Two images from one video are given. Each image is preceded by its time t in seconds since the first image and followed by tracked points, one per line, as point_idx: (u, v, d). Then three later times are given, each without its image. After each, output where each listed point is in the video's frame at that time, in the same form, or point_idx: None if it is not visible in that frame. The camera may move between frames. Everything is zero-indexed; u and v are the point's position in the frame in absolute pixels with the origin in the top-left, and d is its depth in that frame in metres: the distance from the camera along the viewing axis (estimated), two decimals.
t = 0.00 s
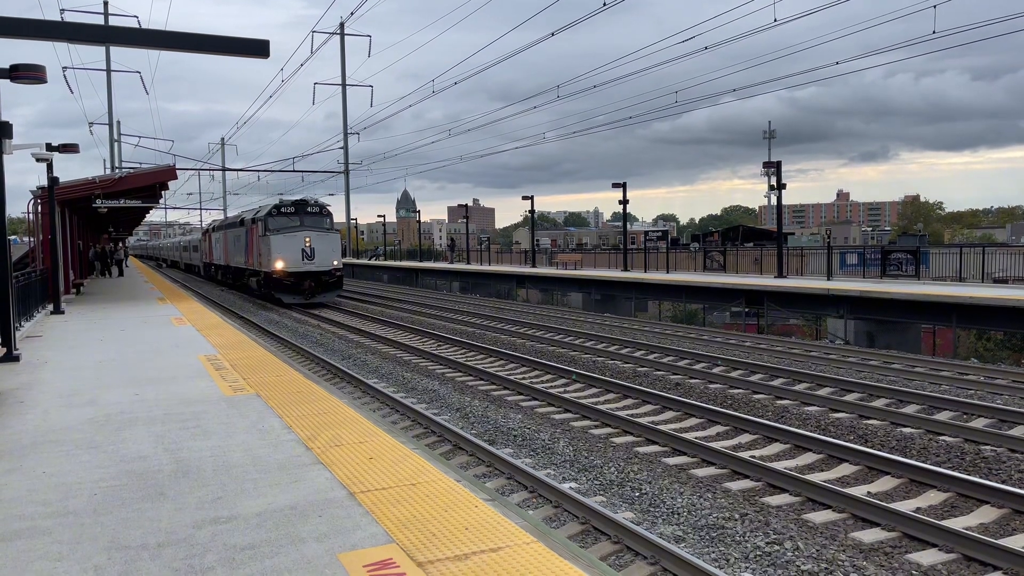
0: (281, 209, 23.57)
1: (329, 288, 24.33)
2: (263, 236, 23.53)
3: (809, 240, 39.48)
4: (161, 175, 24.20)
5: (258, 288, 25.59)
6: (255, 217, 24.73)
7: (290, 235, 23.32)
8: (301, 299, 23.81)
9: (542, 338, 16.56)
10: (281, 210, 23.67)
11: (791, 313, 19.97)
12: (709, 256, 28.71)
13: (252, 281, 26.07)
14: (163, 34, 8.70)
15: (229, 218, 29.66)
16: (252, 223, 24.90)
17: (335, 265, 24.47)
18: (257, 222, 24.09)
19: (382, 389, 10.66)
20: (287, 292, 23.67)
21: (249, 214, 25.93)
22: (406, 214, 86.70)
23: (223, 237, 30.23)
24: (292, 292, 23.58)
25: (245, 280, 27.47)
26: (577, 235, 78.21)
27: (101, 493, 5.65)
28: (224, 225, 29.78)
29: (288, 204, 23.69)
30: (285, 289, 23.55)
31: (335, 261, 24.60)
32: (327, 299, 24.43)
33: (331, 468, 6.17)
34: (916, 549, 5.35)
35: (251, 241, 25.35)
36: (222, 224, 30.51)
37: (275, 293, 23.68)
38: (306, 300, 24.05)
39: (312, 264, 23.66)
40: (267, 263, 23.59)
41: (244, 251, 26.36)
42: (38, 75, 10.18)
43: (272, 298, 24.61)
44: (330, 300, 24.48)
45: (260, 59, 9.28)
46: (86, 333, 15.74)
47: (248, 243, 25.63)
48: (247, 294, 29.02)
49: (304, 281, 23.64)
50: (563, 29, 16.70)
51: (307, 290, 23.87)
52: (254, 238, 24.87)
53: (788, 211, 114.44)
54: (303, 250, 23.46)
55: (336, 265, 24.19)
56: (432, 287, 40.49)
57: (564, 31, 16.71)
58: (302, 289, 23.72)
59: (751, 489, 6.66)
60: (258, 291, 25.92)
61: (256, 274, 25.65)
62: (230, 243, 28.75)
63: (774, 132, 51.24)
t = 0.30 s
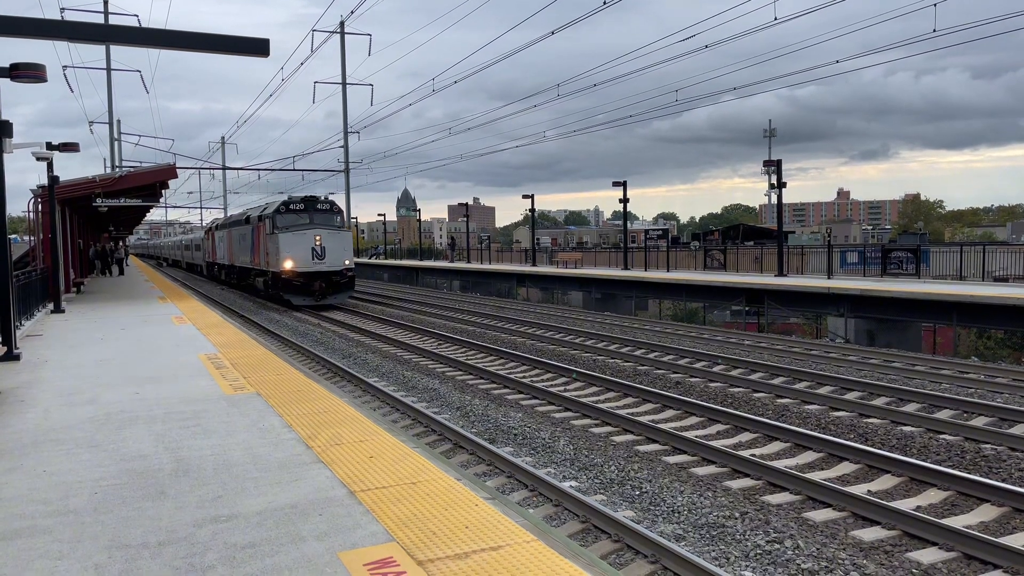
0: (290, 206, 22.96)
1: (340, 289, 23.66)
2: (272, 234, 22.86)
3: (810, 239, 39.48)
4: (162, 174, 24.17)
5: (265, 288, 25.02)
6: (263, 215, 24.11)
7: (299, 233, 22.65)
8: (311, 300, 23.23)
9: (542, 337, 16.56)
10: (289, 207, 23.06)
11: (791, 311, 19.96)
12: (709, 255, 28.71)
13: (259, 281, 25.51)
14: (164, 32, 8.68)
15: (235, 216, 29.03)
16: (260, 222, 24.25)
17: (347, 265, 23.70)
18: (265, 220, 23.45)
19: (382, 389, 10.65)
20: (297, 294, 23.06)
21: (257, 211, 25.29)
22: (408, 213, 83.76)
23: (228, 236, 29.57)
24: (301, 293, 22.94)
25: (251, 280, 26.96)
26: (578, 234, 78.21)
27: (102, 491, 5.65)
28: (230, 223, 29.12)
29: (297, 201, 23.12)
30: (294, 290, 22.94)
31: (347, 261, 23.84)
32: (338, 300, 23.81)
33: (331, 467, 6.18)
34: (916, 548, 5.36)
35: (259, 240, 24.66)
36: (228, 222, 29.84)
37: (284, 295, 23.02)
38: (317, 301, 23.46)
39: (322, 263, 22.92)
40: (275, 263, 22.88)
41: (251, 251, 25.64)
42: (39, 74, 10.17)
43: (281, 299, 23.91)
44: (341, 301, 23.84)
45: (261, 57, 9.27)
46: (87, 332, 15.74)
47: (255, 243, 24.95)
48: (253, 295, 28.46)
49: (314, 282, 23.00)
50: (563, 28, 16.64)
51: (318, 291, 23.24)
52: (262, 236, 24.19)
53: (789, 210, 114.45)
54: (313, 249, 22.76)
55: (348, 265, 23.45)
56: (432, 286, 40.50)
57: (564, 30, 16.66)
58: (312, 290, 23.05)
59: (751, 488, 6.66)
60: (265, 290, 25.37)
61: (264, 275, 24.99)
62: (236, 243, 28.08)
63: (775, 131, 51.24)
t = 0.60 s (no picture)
0: (300, 202, 22.16)
1: (352, 290, 22.85)
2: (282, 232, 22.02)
3: (810, 237, 39.49)
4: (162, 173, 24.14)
5: (273, 289, 24.28)
6: (271, 212, 23.29)
7: (310, 231, 21.81)
8: (323, 302, 22.39)
9: (542, 336, 16.57)
10: (300, 204, 22.24)
11: (790, 310, 19.94)
12: (710, 254, 28.71)
13: (266, 281, 24.79)
14: (164, 30, 8.67)
15: (242, 213, 28.21)
16: (268, 219, 23.44)
17: (359, 265, 22.80)
18: (274, 218, 22.62)
19: (383, 388, 10.65)
20: (308, 295, 22.21)
21: (265, 208, 24.47)
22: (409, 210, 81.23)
23: (234, 234, 28.79)
24: (312, 294, 22.10)
25: (258, 280, 26.34)
26: (578, 232, 78.20)
27: (102, 490, 5.65)
28: (237, 221, 28.36)
29: (307, 197, 22.33)
30: (305, 292, 22.09)
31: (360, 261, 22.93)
32: (350, 302, 22.99)
33: (331, 465, 6.18)
34: (916, 546, 5.36)
35: (267, 238, 23.85)
36: (235, 218, 29.04)
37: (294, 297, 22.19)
38: (328, 303, 22.61)
39: (333, 263, 22.04)
40: (285, 263, 22.05)
41: (259, 251, 24.85)
42: (39, 73, 10.17)
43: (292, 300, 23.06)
44: (354, 303, 23.04)
45: (261, 55, 9.26)
46: (87, 331, 15.74)
47: (264, 242, 24.13)
48: (260, 296, 27.76)
49: (326, 283, 22.15)
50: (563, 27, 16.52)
51: (329, 293, 22.39)
52: (270, 235, 23.36)
53: (789, 209, 114.41)
54: (324, 248, 21.93)
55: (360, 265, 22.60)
56: (433, 284, 40.51)
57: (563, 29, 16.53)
58: (323, 292, 22.21)
59: (751, 486, 6.66)
60: (274, 292, 24.62)
61: (272, 275, 24.21)
62: (243, 242, 27.30)
63: (775, 130, 51.20)
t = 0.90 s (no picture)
0: (310, 198, 20.95)
1: (366, 290, 21.78)
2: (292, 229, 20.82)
3: (810, 235, 39.44)
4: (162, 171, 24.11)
5: (282, 288, 23.34)
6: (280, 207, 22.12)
7: (322, 228, 20.63)
8: (336, 304, 21.41)
9: (543, 334, 16.56)
10: (310, 199, 21.03)
11: (790, 308, 19.93)
12: (710, 252, 28.67)
13: (274, 280, 23.85)
14: (164, 28, 8.66)
15: (249, 206, 27.14)
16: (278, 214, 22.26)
17: (373, 264, 21.68)
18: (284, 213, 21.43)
19: (383, 386, 10.65)
20: (319, 296, 21.20)
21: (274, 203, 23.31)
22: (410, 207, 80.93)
23: (241, 231, 27.78)
24: (324, 294, 21.12)
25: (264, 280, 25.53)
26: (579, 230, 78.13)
27: (103, 488, 5.65)
28: (243, 217, 27.35)
29: (318, 192, 21.11)
30: (318, 293, 21.05)
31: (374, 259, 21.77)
32: (363, 303, 22.00)
33: (332, 463, 6.19)
34: (918, 544, 5.35)
35: (276, 234, 22.74)
36: (241, 213, 28.02)
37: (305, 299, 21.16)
38: (340, 303, 21.66)
39: (346, 262, 20.93)
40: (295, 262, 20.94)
41: (267, 248, 23.82)
42: (39, 71, 10.16)
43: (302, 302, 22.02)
44: (367, 304, 22.04)
45: (261, 54, 9.25)
46: (87, 329, 15.73)
47: (272, 239, 23.08)
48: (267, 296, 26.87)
49: (340, 283, 21.12)
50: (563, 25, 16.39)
51: (342, 293, 21.34)
52: (279, 232, 22.25)
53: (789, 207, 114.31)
54: (337, 246, 20.78)
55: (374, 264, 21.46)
56: (433, 282, 40.53)
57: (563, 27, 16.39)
58: (336, 292, 21.17)
59: (752, 484, 6.65)
60: (282, 292, 23.63)
61: (281, 275, 23.26)
62: (250, 239, 26.36)
63: (775, 127, 51.09)
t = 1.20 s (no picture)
0: (322, 193, 19.93)
1: (381, 292, 20.65)
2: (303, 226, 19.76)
3: (811, 233, 39.42)
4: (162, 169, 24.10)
5: (291, 289, 22.27)
6: (291, 204, 21.06)
7: (334, 225, 19.59)
8: (349, 305, 20.33)
9: (543, 332, 16.57)
10: (322, 194, 20.01)
11: (791, 306, 19.90)
12: (711, 250, 28.66)
13: (282, 280, 22.81)
14: (163, 26, 8.64)
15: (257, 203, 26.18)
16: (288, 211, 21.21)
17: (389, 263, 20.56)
18: (294, 209, 20.38)
19: (384, 384, 10.66)
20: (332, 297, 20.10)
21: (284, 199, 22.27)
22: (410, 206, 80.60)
23: (247, 228, 26.90)
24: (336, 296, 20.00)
25: (272, 280, 24.51)
26: (579, 228, 78.14)
27: (103, 486, 5.65)
28: (249, 214, 26.45)
29: (330, 187, 20.12)
30: (331, 293, 19.99)
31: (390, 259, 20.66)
32: (378, 305, 20.88)
33: (333, 461, 6.19)
34: (918, 543, 5.35)
35: (286, 232, 21.67)
36: (247, 211, 27.09)
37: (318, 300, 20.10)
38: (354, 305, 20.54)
39: (361, 261, 19.84)
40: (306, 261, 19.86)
41: (275, 246, 22.86)
42: (39, 69, 10.16)
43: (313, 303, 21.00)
44: (382, 305, 20.95)
45: (260, 51, 9.23)
46: (88, 327, 15.73)
47: (282, 237, 22.11)
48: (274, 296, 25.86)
49: (354, 283, 20.05)
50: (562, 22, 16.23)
51: (356, 295, 20.21)
52: (289, 230, 21.23)
53: (789, 205, 114.31)
54: (350, 244, 19.72)
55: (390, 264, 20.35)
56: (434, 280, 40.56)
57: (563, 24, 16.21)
58: (350, 293, 20.09)
59: (753, 482, 6.65)
60: (291, 292, 22.58)
61: (290, 275, 22.19)
62: (257, 237, 25.44)
63: (775, 125, 51.02)
